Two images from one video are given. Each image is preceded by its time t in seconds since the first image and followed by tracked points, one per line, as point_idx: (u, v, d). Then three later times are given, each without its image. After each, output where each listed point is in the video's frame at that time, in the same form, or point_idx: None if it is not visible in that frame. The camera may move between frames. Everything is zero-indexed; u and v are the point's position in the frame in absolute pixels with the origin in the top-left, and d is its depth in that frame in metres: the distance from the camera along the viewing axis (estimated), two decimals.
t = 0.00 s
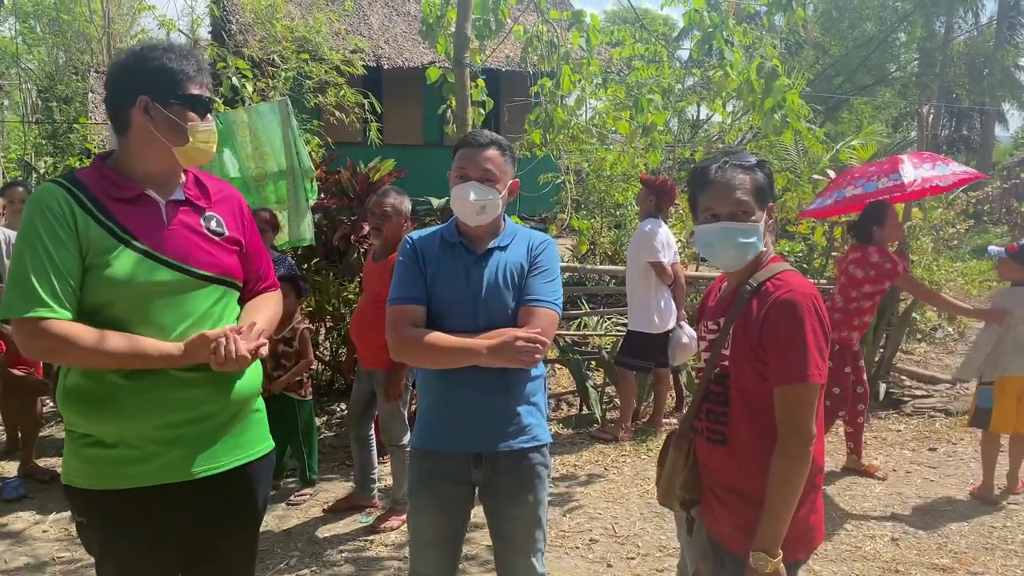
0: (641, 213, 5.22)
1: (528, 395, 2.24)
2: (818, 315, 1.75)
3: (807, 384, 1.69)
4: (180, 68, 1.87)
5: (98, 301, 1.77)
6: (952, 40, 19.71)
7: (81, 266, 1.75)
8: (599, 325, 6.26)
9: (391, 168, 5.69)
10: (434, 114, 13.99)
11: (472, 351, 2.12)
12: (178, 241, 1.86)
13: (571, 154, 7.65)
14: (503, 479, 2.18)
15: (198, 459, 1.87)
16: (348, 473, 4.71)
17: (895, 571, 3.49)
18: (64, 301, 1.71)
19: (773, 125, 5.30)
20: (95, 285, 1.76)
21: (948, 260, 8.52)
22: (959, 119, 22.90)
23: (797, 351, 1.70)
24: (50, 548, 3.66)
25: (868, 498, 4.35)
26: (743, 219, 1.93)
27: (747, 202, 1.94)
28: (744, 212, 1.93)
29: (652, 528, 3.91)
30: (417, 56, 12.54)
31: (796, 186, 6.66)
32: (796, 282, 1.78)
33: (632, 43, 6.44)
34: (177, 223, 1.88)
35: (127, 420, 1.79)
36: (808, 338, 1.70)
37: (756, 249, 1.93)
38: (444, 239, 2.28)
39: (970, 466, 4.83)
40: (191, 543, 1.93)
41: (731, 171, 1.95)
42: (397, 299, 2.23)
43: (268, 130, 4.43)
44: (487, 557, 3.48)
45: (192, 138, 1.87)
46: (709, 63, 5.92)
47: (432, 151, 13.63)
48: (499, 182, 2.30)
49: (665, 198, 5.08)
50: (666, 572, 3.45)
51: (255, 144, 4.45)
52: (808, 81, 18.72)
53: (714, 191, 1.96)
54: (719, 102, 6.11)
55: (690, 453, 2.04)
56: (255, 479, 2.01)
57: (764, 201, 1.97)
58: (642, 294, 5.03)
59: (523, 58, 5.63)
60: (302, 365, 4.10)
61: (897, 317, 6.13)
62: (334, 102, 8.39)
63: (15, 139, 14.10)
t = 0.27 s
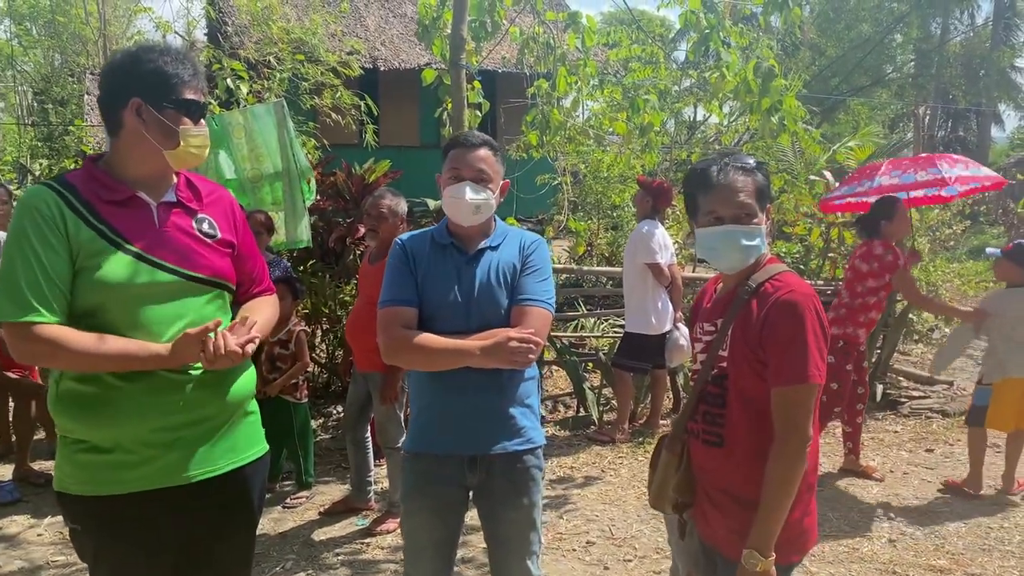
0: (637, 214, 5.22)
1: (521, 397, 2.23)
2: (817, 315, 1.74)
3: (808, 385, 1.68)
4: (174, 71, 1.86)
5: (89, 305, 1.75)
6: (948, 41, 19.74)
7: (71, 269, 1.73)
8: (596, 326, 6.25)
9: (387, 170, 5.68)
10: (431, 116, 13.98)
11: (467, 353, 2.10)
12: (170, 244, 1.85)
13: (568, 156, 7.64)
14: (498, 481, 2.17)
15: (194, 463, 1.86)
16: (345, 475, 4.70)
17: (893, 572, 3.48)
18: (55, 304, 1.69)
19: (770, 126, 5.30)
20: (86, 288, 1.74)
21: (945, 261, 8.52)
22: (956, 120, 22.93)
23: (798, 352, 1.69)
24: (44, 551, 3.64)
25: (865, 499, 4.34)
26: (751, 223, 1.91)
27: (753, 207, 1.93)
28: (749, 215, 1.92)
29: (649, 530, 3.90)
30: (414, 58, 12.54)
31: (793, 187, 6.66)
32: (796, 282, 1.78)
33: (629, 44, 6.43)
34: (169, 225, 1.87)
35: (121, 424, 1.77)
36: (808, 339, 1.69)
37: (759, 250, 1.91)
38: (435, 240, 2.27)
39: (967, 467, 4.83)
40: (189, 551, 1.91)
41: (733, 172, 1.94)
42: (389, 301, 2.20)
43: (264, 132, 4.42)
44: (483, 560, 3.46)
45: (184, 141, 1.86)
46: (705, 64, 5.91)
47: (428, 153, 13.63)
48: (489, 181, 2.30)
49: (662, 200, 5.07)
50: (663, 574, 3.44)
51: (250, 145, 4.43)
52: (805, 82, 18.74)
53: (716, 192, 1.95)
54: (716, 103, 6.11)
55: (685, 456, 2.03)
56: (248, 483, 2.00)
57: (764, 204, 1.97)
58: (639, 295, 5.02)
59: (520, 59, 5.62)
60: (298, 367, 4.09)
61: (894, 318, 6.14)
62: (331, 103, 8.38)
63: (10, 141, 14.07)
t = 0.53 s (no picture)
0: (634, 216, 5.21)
1: (516, 401, 2.22)
2: (819, 319, 1.74)
3: (811, 390, 1.68)
4: (171, 75, 1.84)
5: (79, 307, 1.74)
6: (944, 43, 19.77)
7: (62, 271, 1.72)
8: (593, 328, 6.24)
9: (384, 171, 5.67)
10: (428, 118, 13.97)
11: (462, 356, 2.09)
12: (163, 247, 1.84)
13: (565, 158, 7.63)
14: (493, 485, 2.15)
15: (187, 469, 1.85)
16: (341, 478, 4.68)
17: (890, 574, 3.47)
18: (45, 306, 1.68)
19: (768, 127, 5.30)
20: (77, 291, 1.73)
21: (942, 262, 8.53)
22: (952, 122, 22.97)
23: (801, 356, 1.69)
24: (39, 555, 3.62)
25: (863, 501, 4.34)
26: (742, 223, 1.90)
27: (746, 206, 1.92)
28: (750, 217, 1.91)
29: (646, 532, 3.88)
30: (411, 59, 12.53)
31: (790, 189, 6.65)
32: (796, 286, 1.77)
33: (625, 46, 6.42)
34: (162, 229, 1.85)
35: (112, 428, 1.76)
36: (812, 343, 1.69)
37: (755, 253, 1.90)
38: (428, 242, 2.26)
39: (965, 468, 4.83)
40: (181, 557, 1.90)
41: (735, 174, 1.91)
42: (382, 304, 2.19)
43: (260, 133, 4.41)
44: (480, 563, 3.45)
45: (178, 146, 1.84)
46: (703, 65, 5.91)
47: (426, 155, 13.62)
48: (483, 182, 2.29)
49: (659, 201, 5.06)
50: None
51: (246, 147, 4.42)
52: (802, 83, 18.75)
53: (716, 193, 1.92)
54: (713, 105, 6.10)
55: (677, 459, 2.02)
56: (243, 486, 1.98)
57: (762, 205, 1.94)
58: (638, 297, 5.01)
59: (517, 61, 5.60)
60: (294, 369, 4.08)
61: (891, 319, 6.13)
62: (327, 105, 8.36)
63: (7, 143, 14.04)
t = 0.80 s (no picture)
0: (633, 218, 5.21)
1: (513, 405, 2.21)
2: (814, 325, 1.73)
3: (805, 396, 1.68)
4: (172, 84, 1.84)
5: (73, 309, 1.74)
6: (943, 45, 19.80)
7: (56, 273, 1.72)
8: (592, 330, 6.24)
9: (382, 173, 5.67)
10: (427, 120, 13.99)
11: (459, 361, 2.08)
12: (160, 252, 1.83)
13: (564, 160, 7.64)
14: (489, 489, 2.15)
15: (181, 473, 1.84)
16: (340, 481, 4.67)
17: None
18: (38, 308, 1.68)
19: (766, 129, 5.30)
20: (72, 294, 1.73)
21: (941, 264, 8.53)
22: (951, 124, 22.99)
23: (795, 362, 1.68)
24: (37, 559, 3.61)
25: (862, 503, 4.33)
26: (728, 221, 1.93)
27: (732, 204, 1.93)
28: (736, 217, 1.92)
29: (645, 535, 3.88)
30: (410, 61, 12.54)
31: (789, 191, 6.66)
32: (792, 290, 1.77)
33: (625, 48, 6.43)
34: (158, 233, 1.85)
35: (104, 431, 1.75)
36: (805, 348, 1.69)
37: (743, 253, 1.91)
38: (423, 246, 2.25)
39: (964, 470, 4.82)
40: (177, 561, 1.89)
41: (726, 173, 1.95)
42: (378, 309, 2.18)
43: (259, 135, 4.40)
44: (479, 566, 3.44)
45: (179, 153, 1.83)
46: (702, 67, 5.91)
47: (425, 157, 13.62)
48: (479, 184, 2.29)
49: (658, 203, 5.06)
50: None
51: (245, 149, 4.42)
52: (800, 86, 18.77)
53: (708, 192, 1.97)
54: (713, 107, 6.10)
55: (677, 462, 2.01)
56: (239, 490, 1.98)
57: (755, 207, 1.93)
58: (638, 299, 5.00)
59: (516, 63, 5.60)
60: (293, 371, 4.09)
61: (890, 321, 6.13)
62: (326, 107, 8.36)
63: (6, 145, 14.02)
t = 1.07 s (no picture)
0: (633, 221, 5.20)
1: (509, 407, 2.21)
2: (805, 329, 1.72)
3: (794, 401, 1.68)
4: (161, 92, 1.81)
5: (66, 311, 1.74)
6: (944, 47, 19.79)
7: (51, 276, 1.73)
8: (593, 333, 6.23)
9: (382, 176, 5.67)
10: (428, 122, 14.00)
11: (455, 364, 2.07)
12: (155, 257, 1.83)
13: (564, 162, 7.63)
14: (487, 492, 2.14)
15: (175, 478, 1.83)
16: (340, 484, 4.67)
17: None
18: (31, 310, 1.70)
19: (766, 132, 5.30)
20: (66, 297, 1.73)
21: (942, 266, 8.51)
22: (952, 126, 22.97)
23: (784, 367, 1.68)
24: (35, 562, 3.60)
25: (863, 506, 4.32)
26: (715, 223, 1.93)
27: (719, 207, 1.93)
28: (723, 219, 1.92)
29: (645, 538, 3.87)
30: (410, 64, 12.55)
31: (789, 193, 6.65)
32: (783, 295, 1.76)
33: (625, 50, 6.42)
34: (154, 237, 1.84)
35: (97, 433, 1.76)
36: (794, 354, 1.68)
37: (732, 256, 1.92)
38: (418, 250, 2.24)
39: (965, 473, 4.81)
40: (174, 564, 1.89)
41: (715, 177, 1.94)
42: (374, 312, 2.17)
43: (258, 138, 4.40)
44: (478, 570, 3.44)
45: (166, 164, 1.81)
46: (702, 70, 5.90)
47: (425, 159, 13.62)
48: (475, 187, 2.29)
49: (658, 206, 5.05)
50: None
51: (245, 152, 4.41)
52: (801, 88, 18.76)
53: (697, 196, 1.97)
54: (713, 109, 6.09)
55: (677, 466, 2.01)
56: (238, 493, 1.97)
57: (744, 209, 1.92)
58: (638, 302, 4.99)
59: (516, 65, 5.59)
60: (293, 373, 4.09)
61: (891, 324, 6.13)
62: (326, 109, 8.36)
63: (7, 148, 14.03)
